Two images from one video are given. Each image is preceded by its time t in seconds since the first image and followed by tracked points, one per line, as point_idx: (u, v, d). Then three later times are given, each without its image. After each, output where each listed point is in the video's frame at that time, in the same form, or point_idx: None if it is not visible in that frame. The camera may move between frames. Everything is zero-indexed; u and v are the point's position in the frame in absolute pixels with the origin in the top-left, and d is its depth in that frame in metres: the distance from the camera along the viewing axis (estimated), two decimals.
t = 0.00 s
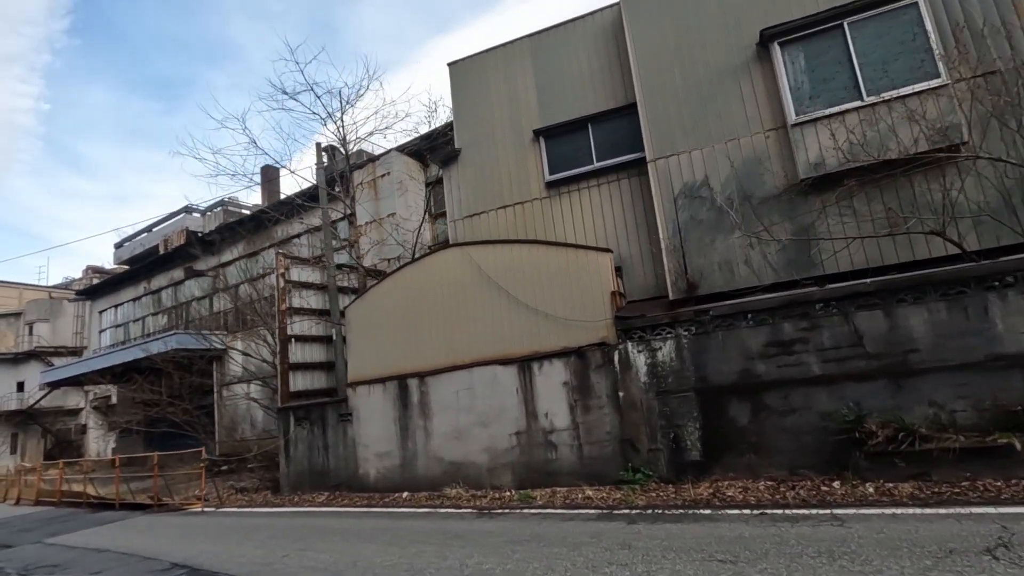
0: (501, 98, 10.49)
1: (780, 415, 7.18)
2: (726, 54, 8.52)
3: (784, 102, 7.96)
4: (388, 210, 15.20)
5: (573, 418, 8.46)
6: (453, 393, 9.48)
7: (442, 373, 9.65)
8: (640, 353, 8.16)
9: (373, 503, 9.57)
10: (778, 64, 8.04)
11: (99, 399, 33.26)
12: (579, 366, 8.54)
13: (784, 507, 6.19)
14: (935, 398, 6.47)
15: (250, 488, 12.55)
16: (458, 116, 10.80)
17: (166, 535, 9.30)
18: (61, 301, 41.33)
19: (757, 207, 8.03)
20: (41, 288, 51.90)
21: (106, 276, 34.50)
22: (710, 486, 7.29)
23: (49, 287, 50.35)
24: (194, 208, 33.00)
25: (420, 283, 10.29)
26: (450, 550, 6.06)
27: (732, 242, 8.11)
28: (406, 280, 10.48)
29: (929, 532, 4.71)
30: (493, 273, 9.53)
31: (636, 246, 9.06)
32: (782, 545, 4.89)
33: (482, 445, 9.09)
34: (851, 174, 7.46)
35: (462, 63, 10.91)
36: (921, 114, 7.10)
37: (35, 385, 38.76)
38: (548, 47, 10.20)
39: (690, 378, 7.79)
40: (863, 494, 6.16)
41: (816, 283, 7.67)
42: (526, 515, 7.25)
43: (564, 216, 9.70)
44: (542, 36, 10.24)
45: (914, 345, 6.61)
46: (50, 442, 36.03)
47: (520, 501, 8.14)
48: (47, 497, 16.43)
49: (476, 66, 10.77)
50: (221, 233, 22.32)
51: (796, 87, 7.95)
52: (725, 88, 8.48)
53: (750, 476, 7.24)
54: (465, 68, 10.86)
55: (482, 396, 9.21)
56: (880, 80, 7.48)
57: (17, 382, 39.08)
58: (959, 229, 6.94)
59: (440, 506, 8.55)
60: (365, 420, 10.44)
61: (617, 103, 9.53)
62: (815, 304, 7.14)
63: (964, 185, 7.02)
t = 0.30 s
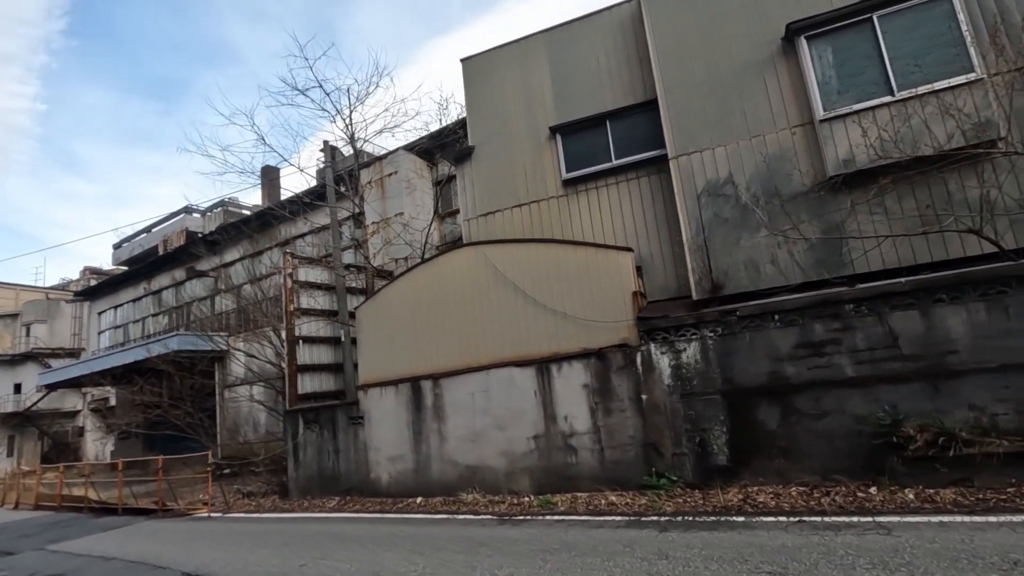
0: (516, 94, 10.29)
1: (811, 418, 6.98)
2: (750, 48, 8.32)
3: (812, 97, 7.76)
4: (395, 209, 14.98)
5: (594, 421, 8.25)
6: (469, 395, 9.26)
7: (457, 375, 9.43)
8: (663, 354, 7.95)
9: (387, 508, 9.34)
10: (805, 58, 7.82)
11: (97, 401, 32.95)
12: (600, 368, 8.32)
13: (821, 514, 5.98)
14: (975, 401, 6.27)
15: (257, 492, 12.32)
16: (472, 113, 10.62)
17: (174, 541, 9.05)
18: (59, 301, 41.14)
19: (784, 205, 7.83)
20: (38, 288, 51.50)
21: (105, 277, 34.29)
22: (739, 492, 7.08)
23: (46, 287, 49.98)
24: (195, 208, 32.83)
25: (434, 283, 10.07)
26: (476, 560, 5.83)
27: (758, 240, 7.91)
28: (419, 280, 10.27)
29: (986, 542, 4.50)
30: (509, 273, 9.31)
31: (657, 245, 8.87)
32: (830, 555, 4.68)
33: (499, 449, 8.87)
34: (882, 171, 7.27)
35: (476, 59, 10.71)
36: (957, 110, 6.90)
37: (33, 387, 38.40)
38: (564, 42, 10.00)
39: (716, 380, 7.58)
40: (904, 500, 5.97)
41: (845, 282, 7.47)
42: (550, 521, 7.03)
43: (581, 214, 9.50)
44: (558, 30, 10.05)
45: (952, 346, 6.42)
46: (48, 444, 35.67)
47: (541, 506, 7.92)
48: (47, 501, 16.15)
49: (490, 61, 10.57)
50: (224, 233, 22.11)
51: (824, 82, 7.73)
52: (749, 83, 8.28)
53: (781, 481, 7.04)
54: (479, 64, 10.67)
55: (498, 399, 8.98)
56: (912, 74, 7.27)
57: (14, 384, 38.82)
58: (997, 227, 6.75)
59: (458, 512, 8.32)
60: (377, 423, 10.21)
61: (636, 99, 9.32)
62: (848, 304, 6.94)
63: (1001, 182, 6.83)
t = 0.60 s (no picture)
0: (532, 87, 10.11)
1: (844, 415, 6.81)
2: (774, 38, 8.15)
3: (840, 88, 7.59)
4: (403, 206, 14.83)
5: (616, 418, 8.06)
6: (486, 394, 9.06)
7: (474, 373, 9.24)
8: (688, 350, 7.78)
9: (402, 508, 9.12)
10: (833, 47, 7.65)
11: (97, 402, 32.67)
12: (622, 365, 8.14)
13: (860, 513, 5.80)
14: (1016, 396, 6.11)
15: (266, 493, 12.09)
16: (486, 107, 10.44)
17: (184, 543, 8.82)
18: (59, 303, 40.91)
19: (812, 197, 7.67)
20: (35, 289, 51.14)
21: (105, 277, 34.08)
22: (770, 491, 6.90)
23: (45, 289, 49.68)
24: (196, 208, 32.66)
25: (448, 279, 9.88)
26: (506, 561, 5.63)
27: (785, 234, 7.75)
28: (432, 276, 10.07)
29: None
30: (527, 269, 9.12)
31: (679, 240, 8.70)
32: (883, 556, 4.49)
33: (518, 447, 8.67)
34: (914, 162, 7.11)
35: (490, 52, 10.54)
36: (992, 99, 6.74)
37: (31, 388, 38.10)
38: (580, 34, 9.82)
39: (744, 377, 7.41)
40: (947, 498, 5.80)
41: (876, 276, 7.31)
42: (577, 521, 6.84)
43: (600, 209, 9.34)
44: (575, 22, 9.87)
45: (991, 340, 6.26)
46: (46, 446, 35.36)
47: (564, 506, 7.73)
48: (48, 504, 15.88)
49: (505, 54, 10.40)
50: (228, 232, 21.92)
51: (852, 72, 7.56)
52: (774, 74, 8.11)
53: (813, 479, 6.86)
54: (493, 57, 10.49)
55: (517, 396, 8.79)
56: (944, 63, 7.10)
57: (12, 386, 38.54)
58: None
59: (477, 512, 8.12)
60: (391, 422, 10.01)
61: (656, 92, 9.15)
62: (881, 298, 6.77)
63: None
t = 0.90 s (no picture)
0: (548, 81, 9.91)
1: (880, 415, 6.60)
2: (800, 29, 7.95)
3: (870, 79, 7.38)
4: (412, 204, 14.82)
5: (641, 419, 7.84)
6: (504, 394, 8.83)
7: (491, 373, 9.01)
8: (715, 349, 7.57)
9: (418, 513, 8.88)
10: (862, 37, 7.44)
11: (96, 405, 32.32)
12: (646, 365, 7.93)
13: (906, 516, 5.58)
14: None
15: (274, 496, 11.81)
16: (501, 101, 10.23)
17: (193, 550, 8.55)
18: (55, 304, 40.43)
19: (842, 191, 7.46)
20: (30, 291, 50.62)
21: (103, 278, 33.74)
22: (805, 494, 6.68)
23: (42, 291, 49.25)
24: (196, 209, 32.39)
25: (464, 277, 9.67)
26: (538, 569, 5.39)
27: (814, 229, 7.54)
28: (447, 274, 9.86)
29: None
30: (547, 266, 8.95)
31: (702, 236, 8.49)
32: (944, 563, 4.27)
33: (538, 450, 8.43)
34: (949, 155, 6.90)
35: (505, 46, 10.34)
36: None
37: (27, 391, 37.66)
38: (598, 27, 9.62)
39: (774, 376, 7.20)
40: (995, 501, 5.60)
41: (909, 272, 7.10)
42: (605, 526, 6.61)
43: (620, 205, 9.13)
44: (592, 15, 9.67)
45: None
46: (44, 449, 34.96)
47: (588, 510, 7.50)
48: (48, 508, 15.55)
49: (520, 48, 10.20)
50: (230, 232, 21.68)
51: (883, 63, 7.36)
52: (800, 66, 7.92)
53: (849, 482, 6.65)
54: (508, 51, 10.30)
55: (536, 397, 8.56)
56: (979, 54, 6.90)
57: (10, 388, 38.12)
58: None
59: (497, 516, 7.88)
60: (404, 424, 9.77)
61: (677, 85, 8.95)
62: (918, 293, 6.56)
63: None
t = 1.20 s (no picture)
0: (564, 72, 9.73)
1: (915, 410, 6.42)
2: (827, 18, 7.78)
3: (900, 68, 7.20)
4: (419, 198, 14.60)
5: (664, 416, 7.65)
6: (521, 391, 8.63)
7: (507, 369, 8.81)
8: (741, 344, 7.38)
9: (432, 512, 8.64)
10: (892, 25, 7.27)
11: (93, 404, 31.97)
12: (669, 360, 7.74)
13: (948, 514, 5.40)
14: None
15: (281, 496, 11.56)
16: (515, 93, 10.06)
17: (202, 551, 8.31)
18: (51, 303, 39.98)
19: (871, 182, 7.29)
20: (25, 289, 50.01)
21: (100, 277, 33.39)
22: (837, 492, 6.49)
23: (38, 289, 48.81)
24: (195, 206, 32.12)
25: (478, 271, 9.49)
26: (570, 569, 5.18)
27: (842, 221, 7.37)
28: (461, 269, 9.68)
29: None
30: (565, 260, 8.78)
31: (724, 229, 8.32)
32: (1004, 563, 4.08)
33: (556, 447, 8.22)
34: (983, 145, 6.73)
35: (519, 36, 10.16)
36: None
37: (23, 391, 37.20)
38: (616, 17, 9.44)
39: (803, 371, 7.01)
40: None
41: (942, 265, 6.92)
42: (632, 525, 6.41)
43: (639, 197, 8.95)
44: (609, 4, 9.49)
45: None
46: (39, 450, 34.54)
47: (611, 509, 7.29)
48: (47, 509, 15.25)
49: (535, 38, 10.02)
50: (231, 229, 21.46)
51: (913, 51, 7.18)
52: (827, 55, 7.74)
53: (882, 479, 6.47)
54: (523, 41, 10.12)
55: (555, 394, 8.36)
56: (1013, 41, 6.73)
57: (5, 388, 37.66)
58: None
59: (516, 515, 7.66)
60: (417, 421, 9.55)
61: (697, 76, 8.78)
62: (954, 286, 6.38)
63: None
